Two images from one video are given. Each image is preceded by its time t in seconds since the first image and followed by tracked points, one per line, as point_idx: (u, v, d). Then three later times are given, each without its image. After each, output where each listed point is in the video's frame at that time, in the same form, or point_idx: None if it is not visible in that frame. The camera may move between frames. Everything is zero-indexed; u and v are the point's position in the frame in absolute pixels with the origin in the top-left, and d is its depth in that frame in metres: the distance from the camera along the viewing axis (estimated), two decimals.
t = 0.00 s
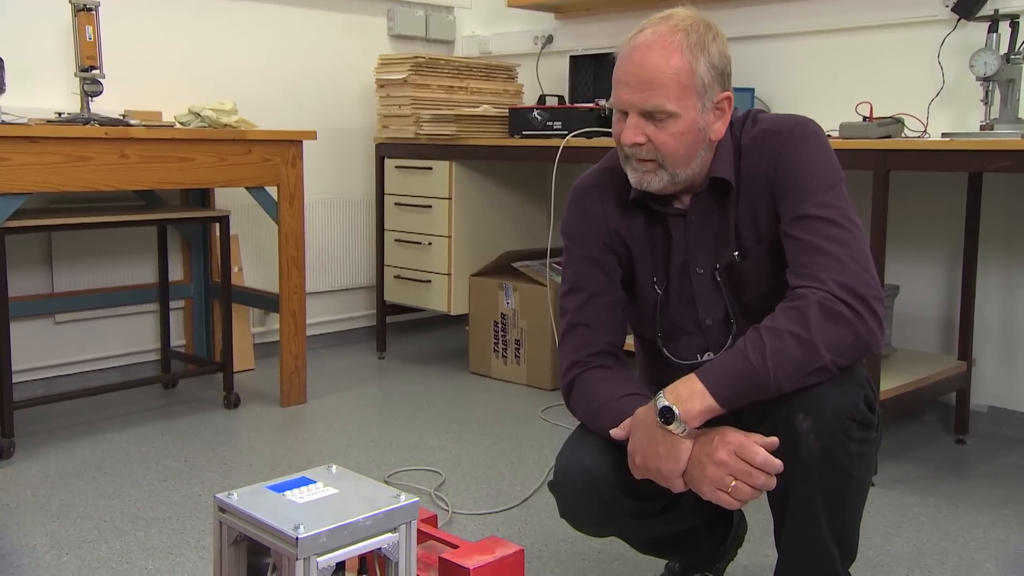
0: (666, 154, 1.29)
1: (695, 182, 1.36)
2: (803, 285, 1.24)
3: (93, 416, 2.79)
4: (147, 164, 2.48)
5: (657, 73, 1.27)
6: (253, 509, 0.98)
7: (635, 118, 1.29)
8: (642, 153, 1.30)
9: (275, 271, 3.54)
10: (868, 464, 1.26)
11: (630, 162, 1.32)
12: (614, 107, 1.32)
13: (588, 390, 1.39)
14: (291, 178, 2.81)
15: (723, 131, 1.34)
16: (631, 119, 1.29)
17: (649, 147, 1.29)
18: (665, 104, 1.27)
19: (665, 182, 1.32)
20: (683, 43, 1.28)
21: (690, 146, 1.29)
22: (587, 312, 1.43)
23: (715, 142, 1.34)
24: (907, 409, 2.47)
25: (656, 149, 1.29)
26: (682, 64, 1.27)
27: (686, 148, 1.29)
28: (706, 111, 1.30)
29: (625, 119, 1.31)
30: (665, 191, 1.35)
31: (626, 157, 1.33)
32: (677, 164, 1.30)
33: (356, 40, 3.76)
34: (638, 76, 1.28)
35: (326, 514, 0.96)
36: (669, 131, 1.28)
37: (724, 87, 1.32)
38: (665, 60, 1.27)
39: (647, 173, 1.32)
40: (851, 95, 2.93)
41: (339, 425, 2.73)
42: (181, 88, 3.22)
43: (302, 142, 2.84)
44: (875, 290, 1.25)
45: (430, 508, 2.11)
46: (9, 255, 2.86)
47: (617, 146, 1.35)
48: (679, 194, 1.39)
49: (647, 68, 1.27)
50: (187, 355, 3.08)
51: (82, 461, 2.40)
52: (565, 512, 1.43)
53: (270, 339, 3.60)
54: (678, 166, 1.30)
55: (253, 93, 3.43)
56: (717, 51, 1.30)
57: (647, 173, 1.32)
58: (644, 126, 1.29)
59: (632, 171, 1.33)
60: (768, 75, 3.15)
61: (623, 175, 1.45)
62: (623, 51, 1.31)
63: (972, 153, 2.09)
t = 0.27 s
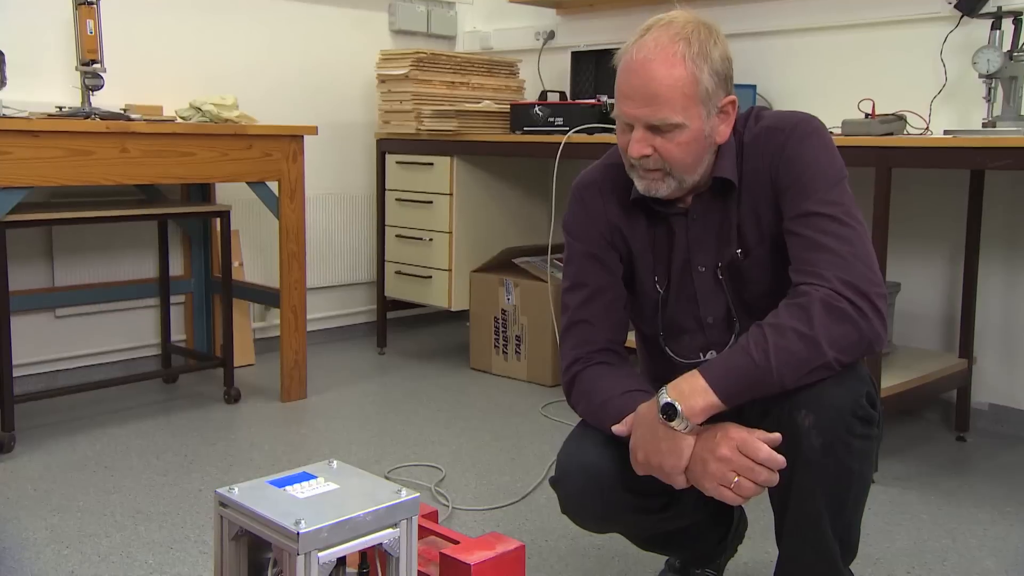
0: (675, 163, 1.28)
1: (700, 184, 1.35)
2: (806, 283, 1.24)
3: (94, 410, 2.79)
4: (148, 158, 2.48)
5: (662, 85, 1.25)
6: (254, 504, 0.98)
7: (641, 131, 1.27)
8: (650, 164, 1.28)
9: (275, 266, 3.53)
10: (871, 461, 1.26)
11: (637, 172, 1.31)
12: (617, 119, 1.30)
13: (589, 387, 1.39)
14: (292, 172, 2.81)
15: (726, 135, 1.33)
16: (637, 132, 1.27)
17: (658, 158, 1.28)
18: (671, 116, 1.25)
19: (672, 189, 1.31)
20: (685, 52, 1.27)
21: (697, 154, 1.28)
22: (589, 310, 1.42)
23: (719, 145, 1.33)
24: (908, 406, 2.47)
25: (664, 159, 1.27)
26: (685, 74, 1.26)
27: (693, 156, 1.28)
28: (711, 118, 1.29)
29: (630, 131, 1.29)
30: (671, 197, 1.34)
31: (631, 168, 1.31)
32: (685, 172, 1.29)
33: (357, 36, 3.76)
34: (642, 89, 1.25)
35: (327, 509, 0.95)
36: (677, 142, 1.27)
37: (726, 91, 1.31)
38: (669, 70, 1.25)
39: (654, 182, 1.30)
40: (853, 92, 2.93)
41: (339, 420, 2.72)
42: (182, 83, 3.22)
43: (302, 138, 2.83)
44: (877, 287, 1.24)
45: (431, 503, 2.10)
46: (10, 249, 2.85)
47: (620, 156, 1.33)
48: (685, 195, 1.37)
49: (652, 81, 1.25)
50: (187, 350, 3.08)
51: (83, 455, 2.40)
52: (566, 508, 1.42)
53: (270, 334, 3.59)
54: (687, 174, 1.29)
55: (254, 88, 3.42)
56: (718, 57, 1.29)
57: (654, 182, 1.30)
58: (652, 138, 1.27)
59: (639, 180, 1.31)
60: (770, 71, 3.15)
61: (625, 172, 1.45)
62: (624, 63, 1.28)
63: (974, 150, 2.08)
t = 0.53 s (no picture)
0: (669, 166, 1.28)
1: (698, 184, 1.35)
2: (807, 283, 1.24)
3: (93, 408, 2.79)
4: (147, 156, 2.47)
5: (649, 92, 1.24)
6: (253, 502, 0.98)
7: (633, 137, 1.27)
8: (645, 169, 1.29)
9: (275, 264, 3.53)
10: (870, 460, 1.26)
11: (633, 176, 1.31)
12: (609, 125, 1.30)
13: (591, 385, 1.38)
14: (291, 171, 2.80)
15: (722, 132, 1.32)
16: (629, 139, 1.27)
17: (651, 162, 1.28)
18: (661, 121, 1.25)
19: (670, 190, 1.31)
20: (670, 56, 1.25)
21: (691, 155, 1.28)
22: (590, 307, 1.42)
23: (715, 143, 1.32)
24: (907, 405, 2.47)
25: (658, 162, 1.27)
26: (672, 78, 1.25)
27: (687, 158, 1.28)
28: (703, 118, 1.28)
29: (622, 137, 1.29)
30: (668, 198, 1.35)
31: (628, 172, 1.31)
32: (680, 173, 1.29)
33: (356, 34, 3.75)
34: (629, 97, 1.25)
35: (327, 507, 0.95)
36: (669, 146, 1.26)
37: (718, 89, 1.30)
38: (655, 76, 1.24)
39: (652, 184, 1.31)
40: (853, 90, 2.93)
41: (339, 419, 2.72)
42: (181, 81, 3.21)
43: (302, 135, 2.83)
44: (878, 288, 1.24)
45: (430, 502, 2.11)
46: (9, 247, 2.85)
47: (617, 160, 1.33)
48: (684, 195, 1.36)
49: (638, 88, 1.24)
50: (186, 348, 3.08)
51: (82, 453, 2.40)
52: (568, 508, 1.42)
53: (270, 332, 3.59)
54: (682, 175, 1.29)
55: (253, 85, 3.42)
56: (705, 56, 1.28)
57: (651, 184, 1.31)
58: (643, 143, 1.27)
59: (636, 183, 1.32)
60: (770, 70, 3.15)
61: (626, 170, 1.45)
62: (611, 71, 1.28)
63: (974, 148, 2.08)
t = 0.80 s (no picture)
0: (666, 170, 1.28)
1: (698, 183, 1.35)
2: (808, 282, 1.24)
3: (94, 405, 2.79)
4: (149, 153, 2.47)
5: (641, 98, 1.24)
6: (255, 499, 0.98)
7: (628, 143, 1.27)
8: (642, 173, 1.29)
9: (276, 261, 3.53)
10: (870, 459, 1.26)
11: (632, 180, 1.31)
12: (604, 132, 1.30)
13: (591, 383, 1.37)
14: (293, 168, 2.80)
15: (719, 133, 1.32)
16: (624, 144, 1.27)
17: (649, 167, 1.28)
18: (654, 126, 1.25)
19: (669, 192, 1.31)
20: (661, 62, 1.25)
21: (688, 158, 1.28)
22: (590, 306, 1.42)
23: (713, 144, 1.32)
24: (909, 403, 2.47)
25: (655, 167, 1.27)
26: (663, 83, 1.24)
27: (684, 161, 1.28)
28: (697, 120, 1.28)
29: (618, 144, 1.29)
30: (668, 201, 1.35)
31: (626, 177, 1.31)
32: (679, 176, 1.29)
33: (358, 31, 3.75)
34: (622, 104, 1.25)
35: (328, 504, 0.95)
36: (665, 150, 1.26)
37: (712, 91, 1.29)
38: (646, 82, 1.24)
39: (650, 187, 1.31)
40: (855, 89, 2.93)
41: (340, 416, 2.72)
42: (183, 77, 3.21)
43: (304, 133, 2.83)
44: (879, 287, 1.24)
45: (431, 499, 2.11)
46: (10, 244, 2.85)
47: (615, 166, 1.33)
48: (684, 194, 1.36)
49: (630, 94, 1.24)
50: (188, 345, 3.08)
51: (84, 449, 2.40)
52: (570, 506, 1.42)
53: (271, 329, 3.59)
54: (681, 177, 1.29)
55: (255, 82, 3.42)
56: (697, 59, 1.27)
57: (650, 188, 1.31)
58: (639, 149, 1.27)
59: (635, 187, 1.32)
60: (772, 68, 3.14)
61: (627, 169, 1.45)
62: (603, 79, 1.28)
63: (977, 146, 2.08)
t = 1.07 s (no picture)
0: (661, 163, 1.28)
1: (695, 181, 1.35)
2: (810, 282, 1.24)
3: (93, 403, 2.79)
4: (147, 151, 2.47)
5: (634, 89, 1.25)
6: (253, 497, 0.97)
7: (622, 135, 1.28)
8: (637, 166, 1.29)
9: (275, 260, 3.53)
10: (869, 457, 1.26)
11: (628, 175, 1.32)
12: (600, 126, 1.31)
13: (588, 382, 1.38)
14: (292, 166, 2.80)
15: (716, 127, 1.32)
16: (619, 137, 1.28)
17: (643, 160, 1.28)
18: (647, 118, 1.25)
19: (666, 187, 1.31)
20: (655, 54, 1.26)
21: (683, 151, 1.28)
22: (588, 304, 1.42)
23: (710, 138, 1.32)
24: (907, 403, 2.47)
25: (650, 160, 1.28)
26: (656, 75, 1.25)
27: (679, 154, 1.28)
28: (692, 113, 1.28)
29: (614, 137, 1.30)
30: (665, 195, 1.34)
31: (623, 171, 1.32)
32: (674, 169, 1.29)
33: (357, 29, 3.75)
34: (616, 96, 1.26)
35: (327, 502, 0.95)
36: (659, 142, 1.27)
37: (708, 84, 1.29)
38: (639, 74, 1.25)
39: (647, 183, 1.31)
40: (854, 88, 2.92)
41: (339, 415, 2.72)
42: (182, 76, 3.21)
43: (303, 131, 2.83)
44: (880, 287, 1.24)
45: (430, 497, 2.11)
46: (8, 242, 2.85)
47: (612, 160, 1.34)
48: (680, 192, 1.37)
49: (623, 86, 1.25)
50: (187, 343, 3.08)
51: (82, 447, 2.40)
52: (569, 504, 1.42)
53: (270, 328, 3.59)
54: (676, 171, 1.29)
55: (254, 81, 3.42)
56: (692, 52, 1.28)
57: (646, 183, 1.31)
58: (633, 141, 1.27)
59: (632, 182, 1.32)
60: (771, 67, 3.14)
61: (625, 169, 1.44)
62: (598, 72, 1.29)
63: (976, 146, 2.08)
